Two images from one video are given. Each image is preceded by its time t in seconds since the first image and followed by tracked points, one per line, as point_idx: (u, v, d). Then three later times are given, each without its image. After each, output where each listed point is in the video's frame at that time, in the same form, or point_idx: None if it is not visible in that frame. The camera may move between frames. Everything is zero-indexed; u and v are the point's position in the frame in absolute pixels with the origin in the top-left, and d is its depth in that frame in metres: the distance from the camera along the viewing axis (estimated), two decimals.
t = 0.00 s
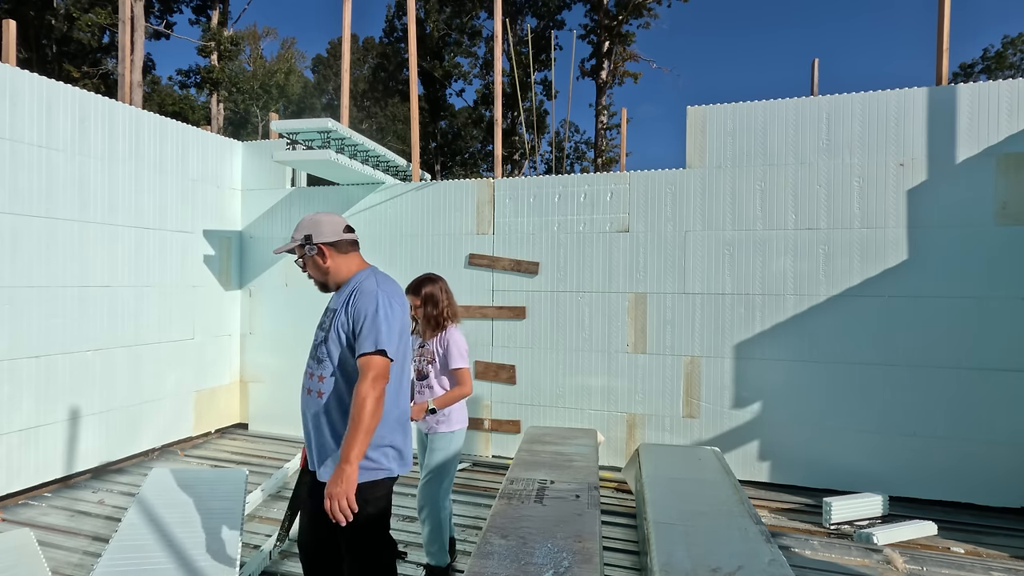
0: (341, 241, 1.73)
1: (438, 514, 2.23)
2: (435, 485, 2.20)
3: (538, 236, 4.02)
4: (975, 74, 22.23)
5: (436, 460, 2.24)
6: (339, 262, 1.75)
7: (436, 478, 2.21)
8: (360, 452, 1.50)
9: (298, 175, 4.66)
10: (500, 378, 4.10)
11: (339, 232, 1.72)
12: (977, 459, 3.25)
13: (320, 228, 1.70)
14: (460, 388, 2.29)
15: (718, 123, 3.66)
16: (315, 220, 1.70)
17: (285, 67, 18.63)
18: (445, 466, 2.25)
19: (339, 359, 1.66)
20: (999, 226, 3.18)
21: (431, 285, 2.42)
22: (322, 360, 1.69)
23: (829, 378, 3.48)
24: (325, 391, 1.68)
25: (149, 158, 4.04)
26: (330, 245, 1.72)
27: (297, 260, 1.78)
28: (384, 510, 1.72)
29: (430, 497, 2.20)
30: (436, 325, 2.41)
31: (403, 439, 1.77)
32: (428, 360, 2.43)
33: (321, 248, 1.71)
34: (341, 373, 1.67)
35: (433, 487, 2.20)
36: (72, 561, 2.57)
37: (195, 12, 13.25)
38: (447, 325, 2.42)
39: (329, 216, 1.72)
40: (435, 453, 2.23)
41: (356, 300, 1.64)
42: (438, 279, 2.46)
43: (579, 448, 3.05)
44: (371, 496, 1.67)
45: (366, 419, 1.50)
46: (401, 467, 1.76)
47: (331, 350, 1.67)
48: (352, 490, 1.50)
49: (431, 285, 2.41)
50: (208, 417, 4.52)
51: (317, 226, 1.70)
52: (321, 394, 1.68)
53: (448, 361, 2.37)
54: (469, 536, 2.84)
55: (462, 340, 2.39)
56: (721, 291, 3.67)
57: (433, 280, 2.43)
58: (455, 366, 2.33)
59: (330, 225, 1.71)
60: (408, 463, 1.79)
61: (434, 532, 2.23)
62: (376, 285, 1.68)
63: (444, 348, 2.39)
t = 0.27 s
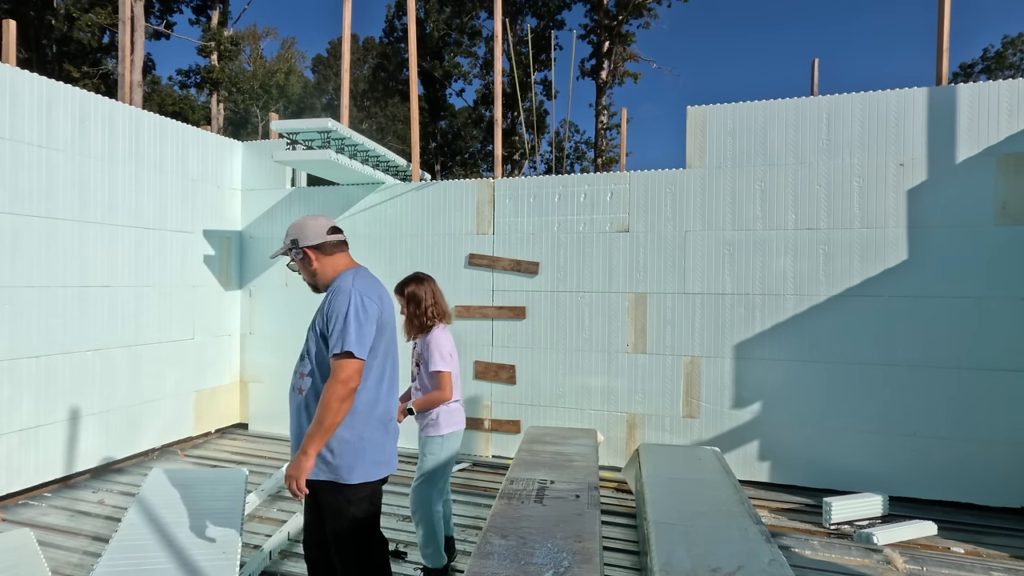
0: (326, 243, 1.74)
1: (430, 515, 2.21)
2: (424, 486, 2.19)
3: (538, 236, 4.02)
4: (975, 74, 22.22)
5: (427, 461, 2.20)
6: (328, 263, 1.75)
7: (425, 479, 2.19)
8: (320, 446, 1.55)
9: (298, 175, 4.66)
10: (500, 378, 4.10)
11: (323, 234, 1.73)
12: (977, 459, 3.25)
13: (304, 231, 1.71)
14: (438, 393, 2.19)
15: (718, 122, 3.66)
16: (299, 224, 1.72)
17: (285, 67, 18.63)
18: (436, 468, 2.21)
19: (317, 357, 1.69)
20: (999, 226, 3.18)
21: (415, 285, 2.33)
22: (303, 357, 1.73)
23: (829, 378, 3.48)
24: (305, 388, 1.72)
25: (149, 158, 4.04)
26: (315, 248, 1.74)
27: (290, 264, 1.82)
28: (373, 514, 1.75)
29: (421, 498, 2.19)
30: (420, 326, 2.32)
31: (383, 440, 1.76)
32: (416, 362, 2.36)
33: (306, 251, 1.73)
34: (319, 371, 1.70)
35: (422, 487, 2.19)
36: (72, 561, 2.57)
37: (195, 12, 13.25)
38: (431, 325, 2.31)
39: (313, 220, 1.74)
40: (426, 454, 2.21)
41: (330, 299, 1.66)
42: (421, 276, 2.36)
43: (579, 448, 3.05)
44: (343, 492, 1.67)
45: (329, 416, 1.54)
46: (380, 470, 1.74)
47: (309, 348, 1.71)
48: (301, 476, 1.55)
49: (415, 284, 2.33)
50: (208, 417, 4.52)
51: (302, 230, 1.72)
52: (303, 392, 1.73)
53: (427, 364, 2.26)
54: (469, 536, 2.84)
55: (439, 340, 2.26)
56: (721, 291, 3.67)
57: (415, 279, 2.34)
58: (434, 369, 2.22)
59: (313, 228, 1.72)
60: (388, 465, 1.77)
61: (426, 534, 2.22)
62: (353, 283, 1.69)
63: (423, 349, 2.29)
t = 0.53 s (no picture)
0: (307, 246, 1.75)
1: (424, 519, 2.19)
2: (418, 488, 2.19)
3: (538, 236, 4.02)
4: (975, 74, 22.23)
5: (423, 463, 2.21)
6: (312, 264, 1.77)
7: (418, 481, 2.19)
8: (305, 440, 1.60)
9: (298, 175, 4.66)
10: (500, 378, 4.10)
11: (303, 237, 1.75)
12: (977, 459, 3.25)
13: (285, 235, 1.74)
14: (412, 400, 2.18)
15: (718, 122, 3.66)
16: (281, 227, 1.74)
17: (285, 67, 18.63)
18: (429, 471, 2.20)
19: (297, 355, 1.72)
20: (999, 226, 3.18)
21: (397, 288, 2.33)
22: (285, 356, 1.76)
23: (828, 378, 3.48)
24: (288, 386, 1.74)
25: (149, 158, 4.04)
26: (297, 250, 1.76)
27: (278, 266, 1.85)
28: (355, 523, 1.75)
29: (414, 500, 2.19)
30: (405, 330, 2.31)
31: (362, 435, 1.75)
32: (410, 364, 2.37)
33: (288, 254, 1.76)
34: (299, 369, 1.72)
35: (415, 489, 2.20)
36: (72, 561, 2.57)
37: (195, 12, 13.26)
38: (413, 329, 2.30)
39: (295, 223, 1.76)
40: (419, 457, 2.22)
41: (305, 297, 1.68)
42: (402, 278, 2.34)
43: (579, 448, 3.05)
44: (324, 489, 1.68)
45: (309, 411, 1.57)
46: (359, 464, 1.73)
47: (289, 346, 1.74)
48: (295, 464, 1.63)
49: (397, 288, 2.32)
50: (208, 417, 4.52)
51: (283, 234, 1.74)
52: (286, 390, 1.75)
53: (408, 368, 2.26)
54: (469, 536, 2.84)
55: (415, 343, 2.24)
56: (721, 291, 3.67)
57: (396, 282, 2.33)
58: (410, 375, 2.21)
59: (294, 232, 1.74)
60: (368, 461, 1.76)
61: (420, 538, 2.20)
62: (328, 279, 1.71)
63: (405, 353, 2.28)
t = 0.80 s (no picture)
0: (295, 247, 1.75)
1: (424, 518, 2.19)
2: (417, 486, 2.20)
3: (538, 236, 4.02)
4: (975, 74, 22.24)
5: (422, 461, 2.22)
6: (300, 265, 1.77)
7: (417, 479, 2.20)
8: (276, 440, 1.56)
9: (298, 175, 4.66)
10: (500, 378, 4.09)
11: (291, 239, 1.75)
12: (977, 459, 3.25)
13: (273, 237, 1.74)
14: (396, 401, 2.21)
15: (718, 123, 3.66)
16: (269, 229, 1.74)
17: (285, 67, 18.63)
18: (428, 469, 2.22)
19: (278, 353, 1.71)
20: (999, 226, 3.18)
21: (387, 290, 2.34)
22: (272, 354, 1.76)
23: (828, 378, 3.48)
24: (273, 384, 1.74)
25: (149, 158, 4.04)
26: (285, 252, 1.76)
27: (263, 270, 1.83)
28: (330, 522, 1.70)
29: (414, 498, 2.20)
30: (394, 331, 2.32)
31: (335, 434, 1.67)
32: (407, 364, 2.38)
33: (276, 256, 1.75)
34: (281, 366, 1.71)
35: (414, 487, 2.20)
36: (72, 561, 2.57)
37: (194, 12, 13.26)
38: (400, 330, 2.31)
39: (282, 225, 1.75)
40: (416, 456, 2.23)
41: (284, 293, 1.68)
42: (388, 280, 2.35)
43: (579, 448, 3.05)
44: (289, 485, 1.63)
45: (276, 406, 1.55)
46: (330, 464, 1.66)
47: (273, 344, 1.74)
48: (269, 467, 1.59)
49: (386, 291, 2.34)
50: (208, 417, 4.52)
51: (271, 236, 1.74)
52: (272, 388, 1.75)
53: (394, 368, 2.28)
54: (469, 536, 2.84)
55: (397, 343, 2.26)
56: (721, 291, 3.67)
57: (384, 285, 2.34)
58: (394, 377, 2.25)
59: (282, 234, 1.74)
60: (341, 460, 1.68)
61: (421, 537, 2.19)
62: (304, 274, 1.68)
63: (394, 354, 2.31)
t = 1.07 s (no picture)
0: (274, 245, 1.80)
1: (424, 516, 2.19)
2: (417, 485, 2.20)
3: (538, 236, 4.02)
4: (975, 74, 22.24)
5: (421, 459, 2.23)
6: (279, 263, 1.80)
7: (417, 477, 2.21)
8: (235, 439, 1.61)
9: (298, 176, 4.67)
10: (500, 378, 4.09)
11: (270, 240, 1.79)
12: (977, 459, 3.25)
13: (252, 237, 1.78)
14: (393, 399, 2.21)
15: (718, 123, 3.66)
16: (247, 231, 1.79)
17: (285, 67, 18.62)
18: (427, 467, 2.22)
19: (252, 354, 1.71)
20: (999, 227, 3.18)
21: (388, 288, 2.32)
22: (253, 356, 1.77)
23: (828, 378, 3.48)
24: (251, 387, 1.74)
25: (149, 158, 4.03)
26: (264, 252, 1.79)
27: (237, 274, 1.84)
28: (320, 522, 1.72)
29: (414, 497, 2.20)
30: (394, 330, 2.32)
31: (295, 440, 1.60)
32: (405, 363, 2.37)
33: (254, 255, 1.79)
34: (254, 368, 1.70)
35: (414, 486, 2.21)
36: (72, 561, 2.57)
37: (194, 12, 13.25)
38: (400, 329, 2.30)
39: (258, 228, 1.80)
40: (416, 454, 2.24)
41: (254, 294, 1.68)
42: (389, 279, 2.33)
43: (579, 448, 3.05)
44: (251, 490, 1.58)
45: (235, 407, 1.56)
46: (289, 471, 1.59)
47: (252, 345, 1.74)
48: (228, 463, 1.63)
49: (386, 289, 2.32)
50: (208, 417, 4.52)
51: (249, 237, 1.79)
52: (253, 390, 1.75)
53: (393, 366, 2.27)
54: (469, 536, 2.85)
55: (396, 342, 2.26)
56: (721, 291, 3.67)
57: (384, 283, 2.33)
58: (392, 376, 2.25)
59: (260, 234, 1.78)
60: (302, 468, 1.60)
61: (421, 535, 2.20)
62: (272, 274, 1.65)
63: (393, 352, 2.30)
